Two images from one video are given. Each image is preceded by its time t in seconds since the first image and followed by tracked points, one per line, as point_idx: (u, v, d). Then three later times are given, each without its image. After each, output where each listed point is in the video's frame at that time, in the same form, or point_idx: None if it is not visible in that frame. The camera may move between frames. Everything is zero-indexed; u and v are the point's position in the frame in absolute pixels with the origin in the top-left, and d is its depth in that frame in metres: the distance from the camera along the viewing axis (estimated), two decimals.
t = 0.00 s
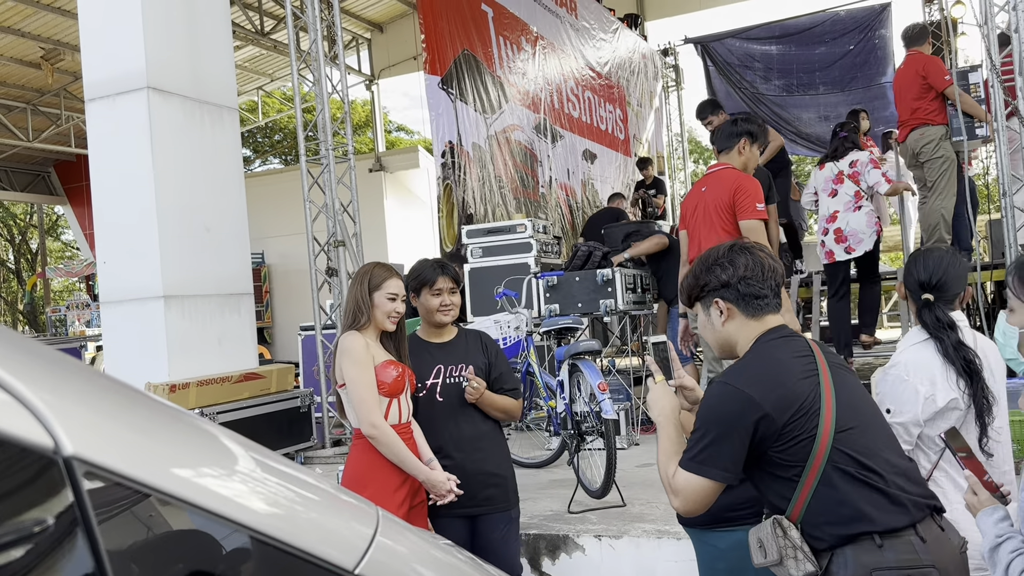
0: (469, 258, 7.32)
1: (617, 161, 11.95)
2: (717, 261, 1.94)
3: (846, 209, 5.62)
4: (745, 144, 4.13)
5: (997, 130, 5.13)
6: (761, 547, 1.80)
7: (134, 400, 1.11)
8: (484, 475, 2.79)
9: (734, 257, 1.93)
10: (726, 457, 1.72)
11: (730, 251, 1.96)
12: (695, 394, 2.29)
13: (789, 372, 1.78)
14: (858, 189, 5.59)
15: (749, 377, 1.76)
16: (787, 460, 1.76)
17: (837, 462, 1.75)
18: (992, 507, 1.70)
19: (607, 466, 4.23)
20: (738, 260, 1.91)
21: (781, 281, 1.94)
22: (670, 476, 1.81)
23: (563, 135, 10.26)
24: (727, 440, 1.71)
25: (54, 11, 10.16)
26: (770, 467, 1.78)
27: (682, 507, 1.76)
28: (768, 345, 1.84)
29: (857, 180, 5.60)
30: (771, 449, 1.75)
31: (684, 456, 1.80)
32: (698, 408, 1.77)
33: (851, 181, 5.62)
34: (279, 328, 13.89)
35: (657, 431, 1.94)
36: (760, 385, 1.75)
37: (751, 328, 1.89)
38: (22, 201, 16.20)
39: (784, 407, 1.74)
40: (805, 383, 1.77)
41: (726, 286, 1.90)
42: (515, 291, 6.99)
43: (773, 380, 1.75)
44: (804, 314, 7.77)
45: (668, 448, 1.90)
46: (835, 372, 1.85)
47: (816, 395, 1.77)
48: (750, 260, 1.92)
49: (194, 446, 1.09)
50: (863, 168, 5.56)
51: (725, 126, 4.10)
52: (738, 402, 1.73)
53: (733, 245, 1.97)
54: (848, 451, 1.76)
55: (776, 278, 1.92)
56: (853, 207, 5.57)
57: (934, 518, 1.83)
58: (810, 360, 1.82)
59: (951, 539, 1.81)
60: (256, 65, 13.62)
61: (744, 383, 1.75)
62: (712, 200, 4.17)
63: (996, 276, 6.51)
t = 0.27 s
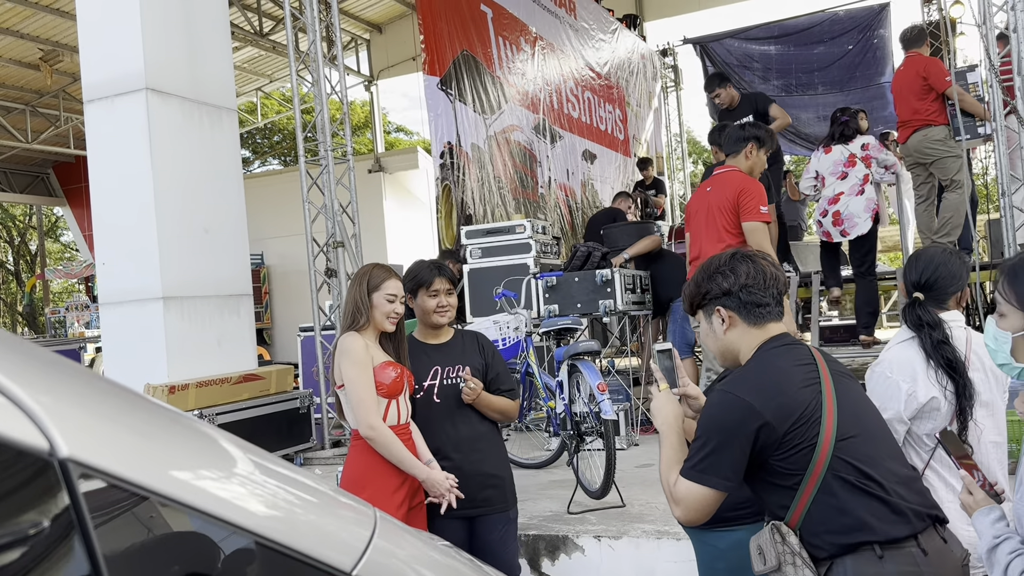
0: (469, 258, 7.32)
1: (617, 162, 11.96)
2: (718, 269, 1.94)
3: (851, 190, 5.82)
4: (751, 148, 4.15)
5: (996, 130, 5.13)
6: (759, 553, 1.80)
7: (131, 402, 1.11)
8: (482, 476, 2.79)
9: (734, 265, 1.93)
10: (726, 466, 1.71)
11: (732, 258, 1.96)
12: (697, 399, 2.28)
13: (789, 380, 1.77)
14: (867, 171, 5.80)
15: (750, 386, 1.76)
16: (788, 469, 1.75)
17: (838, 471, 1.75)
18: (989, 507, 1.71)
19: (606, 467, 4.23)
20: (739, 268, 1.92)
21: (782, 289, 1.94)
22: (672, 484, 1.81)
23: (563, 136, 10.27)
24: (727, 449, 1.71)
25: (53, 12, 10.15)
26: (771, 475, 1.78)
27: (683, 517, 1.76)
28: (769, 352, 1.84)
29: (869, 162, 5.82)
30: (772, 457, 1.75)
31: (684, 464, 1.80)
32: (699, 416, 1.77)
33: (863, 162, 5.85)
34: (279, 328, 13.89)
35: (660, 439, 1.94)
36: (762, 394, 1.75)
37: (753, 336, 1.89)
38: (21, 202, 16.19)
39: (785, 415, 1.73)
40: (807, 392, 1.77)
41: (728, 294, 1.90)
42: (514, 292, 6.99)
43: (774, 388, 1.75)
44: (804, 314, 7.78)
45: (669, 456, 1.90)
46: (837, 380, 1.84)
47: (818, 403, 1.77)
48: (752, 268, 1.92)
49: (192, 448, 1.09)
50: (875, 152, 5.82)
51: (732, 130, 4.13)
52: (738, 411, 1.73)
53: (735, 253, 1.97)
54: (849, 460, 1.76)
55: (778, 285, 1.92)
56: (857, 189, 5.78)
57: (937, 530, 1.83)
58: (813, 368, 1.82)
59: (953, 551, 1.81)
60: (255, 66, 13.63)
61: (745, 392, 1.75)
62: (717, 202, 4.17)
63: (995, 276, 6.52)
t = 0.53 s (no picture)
0: (468, 258, 7.32)
1: (616, 161, 11.96)
2: (722, 272, 1.94)
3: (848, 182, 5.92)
4: (780, 154, 4.15)
5: (995, 129, 5.13)
6: (760, 555, 1.80)
7: (130, 402, 1.11)
8: (481, 476, 2.79)
9: (738, 267, 1.93)
10: (728, 469, 1.71)
11: (735, 261, 1.96)
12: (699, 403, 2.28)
13: (793, 383, 1.77)
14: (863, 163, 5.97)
15: (753, 389, 1.76)
16: (791, 473, 1.76)
17: (840, 475, 1.75)
18: (989, 509, 1.71)
19: (606, 466, 4.23)
20: (742, 271, 1.91)
21: (785, 292, 1.94)
22: (673, 488, 1.82)
23: (562, 135, 10.27)
24: (730, 453, 1.71)
25: (52, 13, 10.15)
26: (773, 479, 1.78)
27: (684, 520, 1.77)
28: (772, 355, 1.84)
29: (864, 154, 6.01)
30: (774, 461, 1.75)
31: (686, 467, 1.80)
32: (702, 419, 1.77)
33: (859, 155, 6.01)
34: (278, 328, 13.89)
35: (663, 441, 1.94)
36: (765, 398, 1.75)
37: (756, 339, 1.89)
38: (20, 203, 16.18)
39: (788, 419, 1.73)
40: (810, 396, 1.77)
41: (731, 297, 1.90)
42: (513, 292, 6.99)
43: (777, 392, 1.75)
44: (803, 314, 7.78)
45: (672, 459, 1.90)
46: (840, 384, 1.85)
47: (821, 408, 1.77)
48: (755, 271, 1.92)
49: (192, 448, 1.09)
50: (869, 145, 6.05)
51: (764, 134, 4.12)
52: (742, 415, 1.73)
53: (738, 255, 1.97)
54: (852, 465, 1.76)
55: (781, 288, 1.92)
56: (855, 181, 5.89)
57: (939, 536, 1.83)
58: (816, 372, 1.82)
59: (955, 557, 1.81)
60: (254, 66, 13.63)
61: (747, 395, 1.75)
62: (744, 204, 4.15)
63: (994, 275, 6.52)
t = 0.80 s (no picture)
0: (467, 257, 7.32)
1: (615, 160, 11.96)
2: (722, 271, 1.93)
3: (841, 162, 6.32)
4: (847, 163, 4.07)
5: (994, 128, 5.13)
6: (759, 554, 1.79)
7: (129, 401, 1.11)
8: (480, 475, 2.79)
9: (739, 266, 1.92)
10: (728, 468, 1.71)
11: (736, 259, 1.95)
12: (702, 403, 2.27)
13: (794, 383, 1.77)
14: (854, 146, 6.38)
15: (754, 388, 1.76)
16: (791, 472, 1.76)
17: (840, 475, 1.75)
18: (992, 510, 1.70)
19: (605, 466, 4.22)
20: (743, 269, 1.91)
21: (786, 291, 1.94)
22: (673, 487, 1.82)
23: (561, 135, 10.27)
24: (730, 452, 1.71)
25: (51, 12, 10.14)
26: (772, 478, 1.78)
27: (685, 519, 1.76)
28: (772, 354, 1.84)
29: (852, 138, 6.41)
30: (774, 460, 1.75)
31: (687, 467, 1.80)
32: (702, 418, 1.77)
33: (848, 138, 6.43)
34: (277, 328, 13.90)
35: (663, 441, 1.94)
36: (765, 397, 1.75)
37: (757, 338, 1.89)
38: (19, 203, 16.17)
39: (787, 418, 1.73)
40: (810, 395, 1.77)
41: (732, 296, 1.89)
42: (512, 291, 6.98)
43: (777, 391, 1.75)
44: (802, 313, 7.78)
45: (672, 458, 1.90)
46: (840, 383, 1.85)
47: (820, 407, 1.77)
48: (756, 269, 1.92)
49: (189, 447, 1.08)
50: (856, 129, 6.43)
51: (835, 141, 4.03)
52: (742, 414, 1.73)
53: (739, 254, 1.97)
54: (852, 464, 1.76)
55: (781, 286, 1.92)
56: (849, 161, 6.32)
57: (937, 536, 1.82)
58: (816, 371, 1.82)
59: (953, 557, 1.81)
60: (253, 66, 13.64)
61: (747, 394, 1.75)
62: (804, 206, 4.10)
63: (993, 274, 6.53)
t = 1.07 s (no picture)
0: (466, 257, 7.33)
1: (614, 160, 11.96)
2: (723, 268, 1.93)
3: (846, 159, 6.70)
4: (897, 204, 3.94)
5: (993, 126, 5.13)
6: (759, 551, 1.80)
7: (128, 400, 1.11)
8: (479, 474, 2.79)
9: (739, 264, 1.93)
10: (729, 466, 1.72)
11: (736, 257, 1.95)
12: (701, 401, 2.27)
13: (794, 381, 1.78)
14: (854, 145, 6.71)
15: (754, 387, 1.77)
16: (791, 471, 1.76)
17: (840, 473, 1.75)
18: (995, 512, 1.69)
19: (604, 464, 4.23)
20: (743, 267, 1.91)
21: (787, 289, 1.94)
22: (674, 486, 1.82)
23: (560, 134, 10.27)
24: (730, 451, 1.71)
25: (49, 12, 10.13)
26: (773, 476, 1.78)
27: (685, 517, 1.77)
28: (772, 353, 1.84)
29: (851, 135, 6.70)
30: (774, 459, 1.76)
31: (687, 465, 1.80)
32: (703, 416, 1.77)
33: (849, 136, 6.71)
34: (276, 327, 13.90)
35: (664, 439, 1.94)
36: (765, 395, 1.75)
37: (757, 336, 1.90)
38: (18, 203, 16.17)
39: (788, 416, 1.74)
40: (811, 394, 1.77)
41: (733, 294, 1.90)
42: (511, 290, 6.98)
43: (777, 390, 1.75)
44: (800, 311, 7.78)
45: (673, 457, 1.90)
46: (841, 381, 1.85)
47: (821, 404, 1.77)
48: (757, 267, 1.92)
49: (189, 447, 1.09)
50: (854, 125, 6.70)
51: (890, 180, 3.91)
52: (742, 412, 1.73)
53: (740, 252, 1.97)
54: (852, 462, 1.76)
55: (782, 285, 1.92)
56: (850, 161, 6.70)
57: (938, 535, 1.83)
58: (817, 369, 1.82)
59: (953, 556, 1.81)
60: (251, 65, 13.63)
61: (748, 393, 1.76)
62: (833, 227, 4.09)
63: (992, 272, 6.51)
